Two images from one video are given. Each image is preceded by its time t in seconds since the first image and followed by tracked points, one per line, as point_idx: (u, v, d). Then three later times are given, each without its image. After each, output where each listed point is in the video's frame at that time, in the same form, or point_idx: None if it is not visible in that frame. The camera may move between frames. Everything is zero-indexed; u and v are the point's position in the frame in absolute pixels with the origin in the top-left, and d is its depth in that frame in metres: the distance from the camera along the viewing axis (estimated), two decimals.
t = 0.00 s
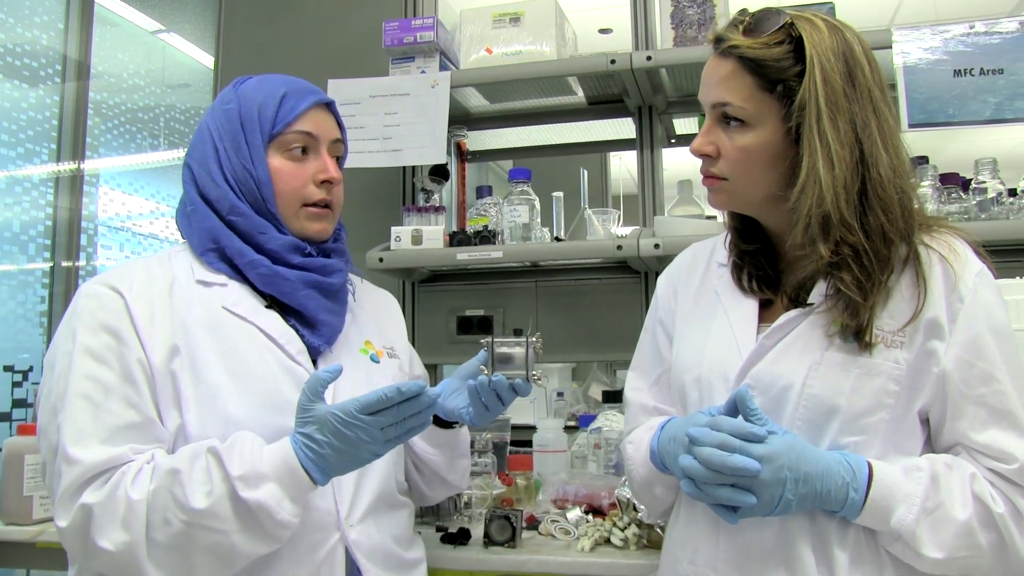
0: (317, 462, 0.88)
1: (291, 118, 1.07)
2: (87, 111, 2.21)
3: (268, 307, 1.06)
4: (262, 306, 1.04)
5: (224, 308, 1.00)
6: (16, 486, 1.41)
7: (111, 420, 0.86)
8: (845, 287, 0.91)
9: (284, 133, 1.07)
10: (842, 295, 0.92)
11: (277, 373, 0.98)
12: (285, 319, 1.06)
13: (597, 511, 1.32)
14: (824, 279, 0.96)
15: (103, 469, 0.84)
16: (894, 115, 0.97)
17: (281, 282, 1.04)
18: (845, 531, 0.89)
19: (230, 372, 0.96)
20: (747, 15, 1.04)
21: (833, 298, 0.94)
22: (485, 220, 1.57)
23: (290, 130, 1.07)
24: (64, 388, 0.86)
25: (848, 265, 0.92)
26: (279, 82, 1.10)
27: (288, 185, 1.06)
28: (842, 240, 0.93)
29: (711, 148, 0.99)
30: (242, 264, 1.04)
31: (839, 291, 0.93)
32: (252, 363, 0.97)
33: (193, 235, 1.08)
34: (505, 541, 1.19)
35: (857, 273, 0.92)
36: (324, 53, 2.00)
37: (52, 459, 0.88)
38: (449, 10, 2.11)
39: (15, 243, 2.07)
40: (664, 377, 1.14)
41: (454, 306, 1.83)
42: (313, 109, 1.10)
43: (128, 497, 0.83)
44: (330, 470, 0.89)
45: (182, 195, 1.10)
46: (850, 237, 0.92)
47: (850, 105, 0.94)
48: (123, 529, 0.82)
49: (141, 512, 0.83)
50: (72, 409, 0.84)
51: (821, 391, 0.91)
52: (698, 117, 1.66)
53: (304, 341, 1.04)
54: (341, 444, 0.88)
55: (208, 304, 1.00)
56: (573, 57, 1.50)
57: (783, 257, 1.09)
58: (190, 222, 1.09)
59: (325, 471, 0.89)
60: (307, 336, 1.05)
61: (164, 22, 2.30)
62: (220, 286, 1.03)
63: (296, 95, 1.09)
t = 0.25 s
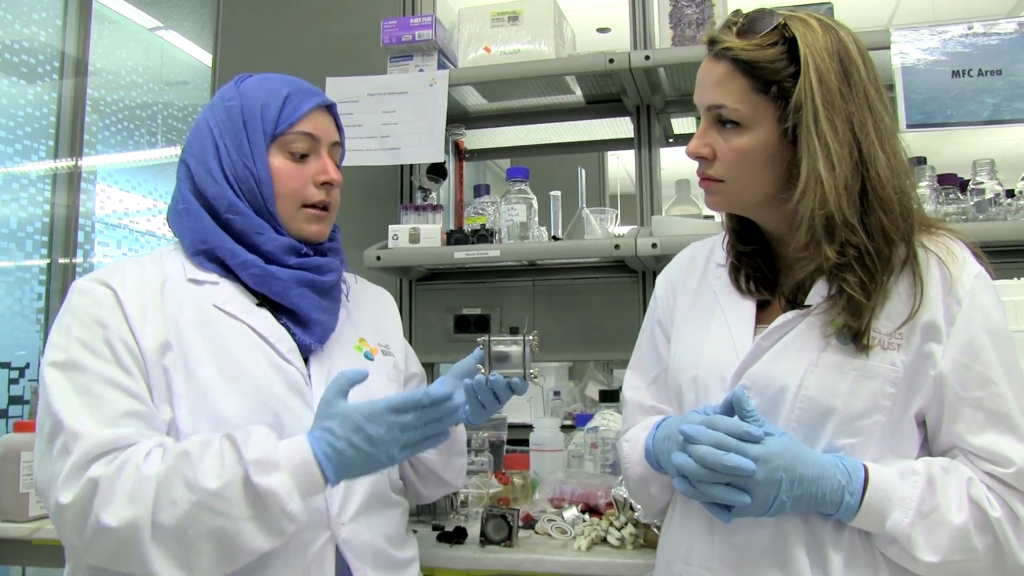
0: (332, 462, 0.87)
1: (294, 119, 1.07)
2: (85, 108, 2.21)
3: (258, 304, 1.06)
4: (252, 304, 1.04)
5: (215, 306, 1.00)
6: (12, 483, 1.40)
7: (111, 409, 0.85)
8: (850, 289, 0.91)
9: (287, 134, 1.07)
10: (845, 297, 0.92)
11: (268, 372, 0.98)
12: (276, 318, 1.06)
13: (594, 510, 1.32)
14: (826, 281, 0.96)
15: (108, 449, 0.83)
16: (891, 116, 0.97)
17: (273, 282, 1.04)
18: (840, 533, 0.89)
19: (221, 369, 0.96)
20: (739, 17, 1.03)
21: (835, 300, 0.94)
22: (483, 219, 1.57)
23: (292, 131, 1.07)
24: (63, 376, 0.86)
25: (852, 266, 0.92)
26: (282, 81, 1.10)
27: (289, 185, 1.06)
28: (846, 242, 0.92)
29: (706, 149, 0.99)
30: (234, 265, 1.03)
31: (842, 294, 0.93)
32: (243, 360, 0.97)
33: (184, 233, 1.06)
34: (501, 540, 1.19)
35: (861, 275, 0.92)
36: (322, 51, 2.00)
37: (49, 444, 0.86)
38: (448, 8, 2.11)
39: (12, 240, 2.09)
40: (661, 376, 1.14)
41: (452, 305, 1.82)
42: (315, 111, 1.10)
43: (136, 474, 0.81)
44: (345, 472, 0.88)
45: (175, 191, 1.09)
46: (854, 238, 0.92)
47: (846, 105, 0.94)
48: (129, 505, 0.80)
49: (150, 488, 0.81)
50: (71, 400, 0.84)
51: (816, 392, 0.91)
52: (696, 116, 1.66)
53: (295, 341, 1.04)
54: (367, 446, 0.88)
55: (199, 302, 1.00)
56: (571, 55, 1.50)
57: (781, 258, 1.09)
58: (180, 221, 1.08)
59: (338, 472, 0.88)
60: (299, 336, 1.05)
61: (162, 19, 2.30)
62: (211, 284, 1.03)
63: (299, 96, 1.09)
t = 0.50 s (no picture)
0: (365, 409, 0.93)
1: (289, 120, 1.07)
2: (84, 108, 2.21)
3: (258, 301, 1.06)
4: (251, 301, 1.04)
5: (214, 302, 1.01)
6: (12, 483, 1.40)
7: (136, 393, 0.85)
8: (838, 287, 0.91)
9: (282, 134, 1.07)
10: (834, 294, 0.92)
11: (268, 369, 0.98)
12: (275, 314, 1.06)
13: (593, 509, 1.32)
14: (819, 279, 0.96)
15: (144, 427, 0.83)
16: (887, 114, 0.97)
17: (270, 281, 1.04)
18: (838, 532, 0.89)
19: (222, 360, 0.97)
20: (738, 15, 1.03)
21: (826, 298, 0.94)
22: (481, 218, 1.57)
23: (287, 132, 1.07)
24: (84, 364, 0.85)
25: (841, 265, 0.92)
26: (277, 81, 1.10)
27: (284, 186, 1.07)
28: (836, 239, 0.92)
29: (703, 147, 0.99)
30: (230, 265, 1.03)
31: (831, 292, 0.93)
32: (241, 354, 0.97)
33: (178, 234, 1.06)
34: (500, 539, 1.19)
35: (849, 273, 0.92)
36: (321, 50, 2.00)
37: (77, 429, 0.83)
38: (447, 8, 2.11)
39: (12, 240, 2.09)
40: (660, 375, 1.14)
41: (451, 303, 1.83)
42: (310, 112, 1.11)
43: (180, 441, 0.83)
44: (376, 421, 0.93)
45: (169, 191, 1.08)
46: (845, 235, 0.92)
47: (843, 102, 0.94)
48: (178, 472, 0.81)
49: (198, 453, 0.83)
50: (99, 385, 0.84)
51: (814, 391, 0.91)
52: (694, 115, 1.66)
53: (295, 336, 1.04)
54: (398, 392, 0.94)
55: (198, 297, 1.00)
56: (570, 54, 1.50)
57: (778, 256, 1.09)
58: (174, 222, 1.07)
59: (372, 422, 0.93)
60: (296, 330, 1.05)
61: (161, 19, 2.30)
62: (208, 282, 1.03)
63: (294, 96, 1.09)
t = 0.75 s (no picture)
0: (365, 417, 0.93)
1: (290, 119, 1.07)
2: (85, 108, 2.22)
3: (256, 302, 1.06)
4: (250, 302, 1.04)
5: (212, 302, 1.01)
6: (15, 482, 1.41)
7: (135, 395, 0.86)
8: (845, 285, 0.91)
9: (283, 134, 1.07)
10: (841, 292, 0.92)
11: (265, 371, 0.98)
12: (274, 315, 1.06)
13: (595, 507, 1.32)
14: (822, 277, 0.96)
15: (143, 430, 0.83)
16: (890, 111, 0.97)
17: (269, 282, 1.04)
18: (839, 530, 0.89)
19: (219, 361, 0.96)
20: (736, 14, 1.03)
21: (830, 296, 0.94)
22: (482, 216, 1.56)
23: (288, 132, 1.07)
24: (83, 366, 0.85)
25: (847, 262, 0.92)
26: (279, 81, 1.10)
27: (284, 186, 1.07)
28: (841, 238, 0.92)
29: (705, 148, 0.99)
30: (230, 265, 1.03)
31: (837, 290, 0.93)
32: (239, 353, 0.97)
33: (179, 232, 1.06)
34: (502, 537, 1.19)
35: (855, 271, 0.92)
36: (322, 50, 2.00)
37: (76, 430, 0.84)
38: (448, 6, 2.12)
39: (14, 240, 2.09)
40: (662, 373, 1.14)
41: (452, 302, 1.83)
42: (311, 112, 1.11)
43: (181, 445, 0.83)
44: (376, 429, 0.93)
45: (169, 190, 1.09)
46: (850, 234, 0.92)
47: (844, 100, 0.94)
48: (177, 476, 0.82)
49: (197, 458, 0.83)
50: (98, 388, 0.84)
51: (815, 388, 0.91)
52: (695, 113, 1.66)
53: (291, 338, 1.04)
54: (400, 401, 0.96)
55: (196, 297, 1.00)
56: (571, 53, 1.50)
57: (781, 254, 1.09)
58: (174, 220, 1.07)
59: (371, 432, 0.93)
60: (295, 334, 1.05)
61: (162, 19, 2.29)
62: (207, 282, 1.03)
63: (295, 96, 1.09)
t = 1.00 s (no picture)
0: (366, 414, 0.93)
1: (292, 115, 1.07)
2: (87, 107, 2.22)
3: (258, 299, 1.06)
4: (252, 300, 1.05)
5: (214, 300, 1.01)
6: (21, 480, 1.41)
7: (136, 392, 0.86)
8: (849, 278, 0.91)
9: (286, 130, 1.07)
10: (844, 285, 0.92)
11: (268, 368, 0.98)
12: (275, 312, 1.06)
13: (599, 502, 1.32)
14: (826, 270, 0.96)
15: (143, 428, 0.83)
16: (893, 103, 0.96)
17: (270, 279, 1.04)
18: (845, 524, 0.89)
19: (221, 359, 0.96)
20: (738, 7, 1.03)
21: (835, 289, 0.93)
22: (486, 212, 1.57)
23: (290, 128, 1.07)
24: (84, 363, 0.85)
25: (852, 257, 0.92)
26: (281, 77, 1.10)
27: (286, 183, 1.07)
28: (845, 231, 0.92)
29: (709, 141, 0.98)
30: (232, 262, 1.03)
31: (841, 283, 0.92)
32: (240, 353, 0.97)
33: (181, 229, 1.06)
34: (507, 533, 1.19)
35: (860, 264, 0.91)
36: (324, 47, 2.00)
37: (77, 427, 0.84)
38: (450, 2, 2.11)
39: (17, 238, 2.09)
40: (666, 367, 1.13)
41: (455, 299, 1.83)
42: (314, 108, 1.11)
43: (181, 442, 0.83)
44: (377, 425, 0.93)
45: (172, 187, 1.09)
46: (854, 227, 0.91)
47: (848, 93, 0.93)
48: (176, 473, 0.82)
49: (197, 455, 0.83)
50: (99, 385, 0.84)
51: (820, 382, 0.91)
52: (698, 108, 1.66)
53: (293, 334, 1.04)
54: (401, 399, 0.96)
55: (198, 295, 1.00)
56: (573, 48, 1.50)
57: (786, 248, 1.09)
58: (177, 217, 1.08)
59: (372, 431, 0.93)
60: (299, 331, 1.05)
61: (165, 19, 2.30)
62: (209, 279, 1.04)
63: (298, 92, 1.09)
